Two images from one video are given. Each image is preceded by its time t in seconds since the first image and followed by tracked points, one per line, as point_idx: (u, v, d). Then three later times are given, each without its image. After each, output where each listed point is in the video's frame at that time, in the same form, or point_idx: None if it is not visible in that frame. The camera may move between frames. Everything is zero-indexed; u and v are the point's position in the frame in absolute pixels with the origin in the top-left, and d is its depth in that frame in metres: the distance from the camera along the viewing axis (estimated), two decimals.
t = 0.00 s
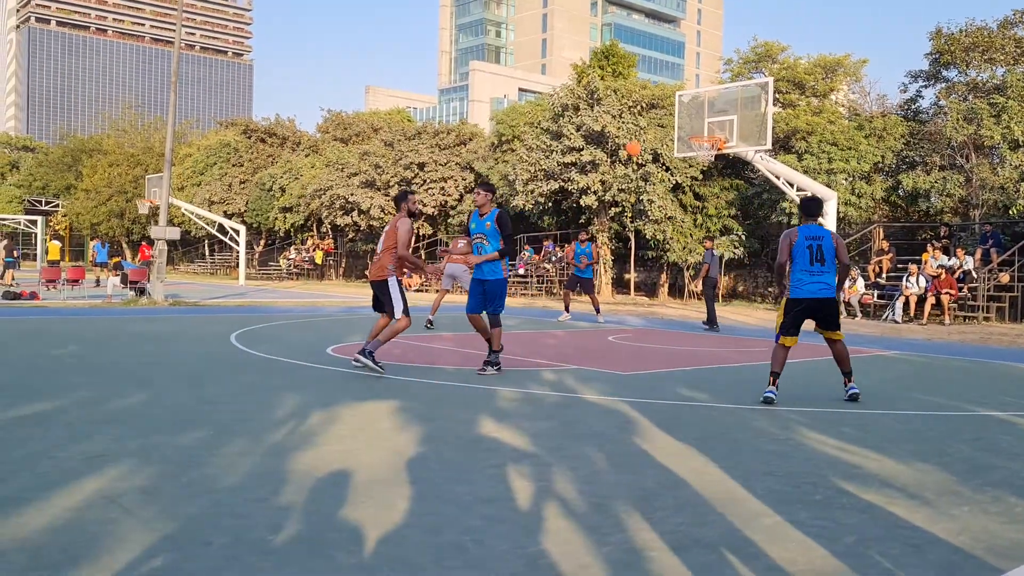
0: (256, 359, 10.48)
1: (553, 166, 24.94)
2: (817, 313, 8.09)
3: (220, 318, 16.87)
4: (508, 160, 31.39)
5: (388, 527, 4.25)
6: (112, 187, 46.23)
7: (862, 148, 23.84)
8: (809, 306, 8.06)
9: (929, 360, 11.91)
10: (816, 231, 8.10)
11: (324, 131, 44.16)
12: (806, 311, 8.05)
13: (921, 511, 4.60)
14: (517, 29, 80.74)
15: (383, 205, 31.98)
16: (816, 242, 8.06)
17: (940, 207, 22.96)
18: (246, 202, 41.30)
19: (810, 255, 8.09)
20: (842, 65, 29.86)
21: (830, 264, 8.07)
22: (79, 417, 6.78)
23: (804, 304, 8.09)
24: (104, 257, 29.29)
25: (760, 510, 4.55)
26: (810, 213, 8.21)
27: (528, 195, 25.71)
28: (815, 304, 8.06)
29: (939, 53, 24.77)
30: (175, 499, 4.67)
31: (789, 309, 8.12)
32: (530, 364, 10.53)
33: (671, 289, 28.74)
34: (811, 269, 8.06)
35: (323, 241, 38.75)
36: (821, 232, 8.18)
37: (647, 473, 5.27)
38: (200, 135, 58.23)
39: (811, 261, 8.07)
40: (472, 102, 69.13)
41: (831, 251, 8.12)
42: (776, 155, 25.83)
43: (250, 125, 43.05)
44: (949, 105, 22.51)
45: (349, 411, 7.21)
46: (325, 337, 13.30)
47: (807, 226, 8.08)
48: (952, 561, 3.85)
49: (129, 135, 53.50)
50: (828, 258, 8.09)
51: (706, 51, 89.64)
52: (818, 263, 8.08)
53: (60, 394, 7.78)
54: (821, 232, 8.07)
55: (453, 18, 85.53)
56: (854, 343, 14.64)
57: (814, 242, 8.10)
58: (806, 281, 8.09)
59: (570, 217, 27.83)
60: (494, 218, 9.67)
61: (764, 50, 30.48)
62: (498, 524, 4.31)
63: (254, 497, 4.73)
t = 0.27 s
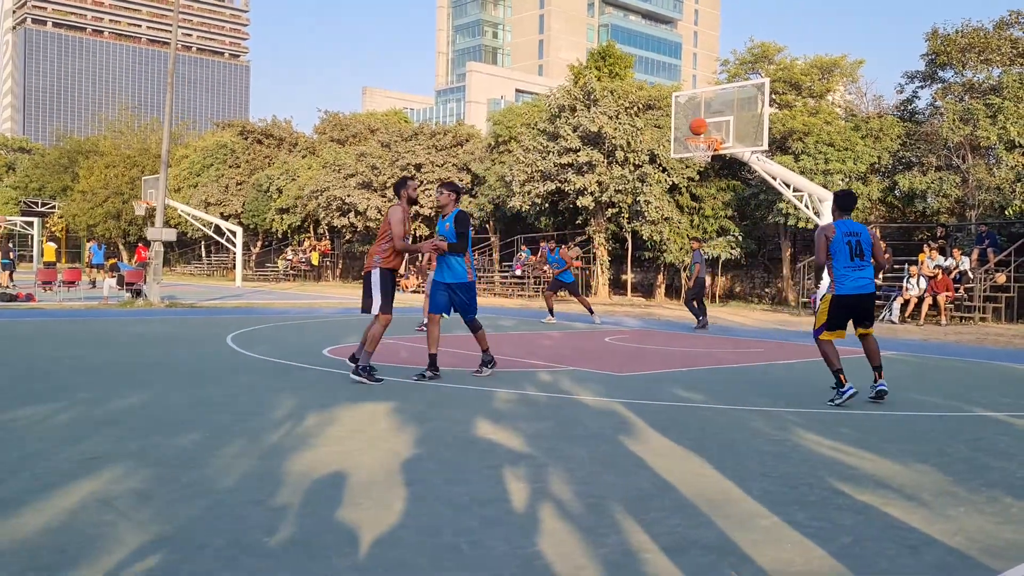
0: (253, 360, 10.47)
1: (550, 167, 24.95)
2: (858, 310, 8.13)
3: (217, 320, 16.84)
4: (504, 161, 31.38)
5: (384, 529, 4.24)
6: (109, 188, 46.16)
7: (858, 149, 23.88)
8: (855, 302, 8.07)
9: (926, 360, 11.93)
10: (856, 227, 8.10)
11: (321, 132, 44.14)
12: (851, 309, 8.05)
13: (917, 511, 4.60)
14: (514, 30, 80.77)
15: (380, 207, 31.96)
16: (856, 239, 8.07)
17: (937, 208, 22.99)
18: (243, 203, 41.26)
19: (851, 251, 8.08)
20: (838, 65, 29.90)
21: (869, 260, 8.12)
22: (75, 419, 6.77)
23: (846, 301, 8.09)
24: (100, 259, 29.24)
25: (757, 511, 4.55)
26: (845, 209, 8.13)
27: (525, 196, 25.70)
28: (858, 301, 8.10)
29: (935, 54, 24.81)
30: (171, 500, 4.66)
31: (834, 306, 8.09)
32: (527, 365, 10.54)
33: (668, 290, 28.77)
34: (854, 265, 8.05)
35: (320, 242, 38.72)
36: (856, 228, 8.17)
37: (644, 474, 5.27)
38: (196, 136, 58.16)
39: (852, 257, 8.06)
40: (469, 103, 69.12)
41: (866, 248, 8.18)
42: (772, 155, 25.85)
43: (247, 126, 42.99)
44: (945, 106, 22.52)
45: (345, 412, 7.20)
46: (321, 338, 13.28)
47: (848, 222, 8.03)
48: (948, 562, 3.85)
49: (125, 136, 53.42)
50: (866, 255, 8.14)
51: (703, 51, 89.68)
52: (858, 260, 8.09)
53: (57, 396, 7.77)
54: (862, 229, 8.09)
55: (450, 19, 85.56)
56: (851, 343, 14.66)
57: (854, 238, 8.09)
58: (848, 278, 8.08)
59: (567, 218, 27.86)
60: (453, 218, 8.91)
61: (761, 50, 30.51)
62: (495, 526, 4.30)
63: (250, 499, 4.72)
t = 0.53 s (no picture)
0: (236, 364, 10.40)
1: (536, 169, 24.96)
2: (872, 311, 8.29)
3: (200, 323, 16.74)
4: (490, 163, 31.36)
5: (365, 534, 4.21)
6: (92, 191, 45.82)
7: (842, 151, 24.03)
8: (875, 303, 8.19)
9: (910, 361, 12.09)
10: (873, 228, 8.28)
11: (307, 134, 44.00)
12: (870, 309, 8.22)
13: (898, 513, 4.61)
14: (501, 32, 80.80)
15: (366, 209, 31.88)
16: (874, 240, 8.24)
17: (920, 210, 23.14)
18: (228, 205, 41.07)
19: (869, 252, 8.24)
20: (822, 68, 30.07)
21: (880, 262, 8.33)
22: (55, 424, 6.70)
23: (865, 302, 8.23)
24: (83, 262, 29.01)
25: (740, 514, 4.55)
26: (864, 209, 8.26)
27: (511, 198, 25.68)
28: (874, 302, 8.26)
29: (917, 57, 24.98)
30: (149, 506, 4.61)
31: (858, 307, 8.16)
32: (512, 367, 10.52)
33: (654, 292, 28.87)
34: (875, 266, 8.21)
35: (305, 244, 38.59)
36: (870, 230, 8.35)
37: (627, 477, 5.26)
38: (181, 138, 57.85)
39: (870, 258, 8.20)
40: (455, 105, 69.08)
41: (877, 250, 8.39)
42: (757, 157, 25.97)
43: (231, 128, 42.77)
44: (928, 109, 22.57)
45: (328, 416, 7.16)
46: (306, 341, 13.20)
47: (870, 222, 8.16)
48: (929, 564, 3.86)
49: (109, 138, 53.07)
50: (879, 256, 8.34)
51: (688, 54, 90.03)
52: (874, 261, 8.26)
53: (36, 401, 7.69)
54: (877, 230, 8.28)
55: (436, 21, 85.49)
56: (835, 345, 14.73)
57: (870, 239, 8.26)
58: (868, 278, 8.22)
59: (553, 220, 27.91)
60: (421, 216, 8.71)
61: (745, 53, 30.63)
62: (477, 530, 4.28)
63: (231, 504, 4.68)
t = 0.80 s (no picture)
0: (228, 365, 10.40)
1: (528, 170, 25.00)
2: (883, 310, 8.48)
3: (192, 325, 16.70)
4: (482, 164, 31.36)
5: (357, 535, 4.21)
6: (82, 192, 45.67)
7: (833, 152, 24.12)
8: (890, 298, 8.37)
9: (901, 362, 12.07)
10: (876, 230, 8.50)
11: (298, 135, 43.96)
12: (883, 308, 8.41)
13: (889, 512, 4.63)
14: (492, 33, 80.84)
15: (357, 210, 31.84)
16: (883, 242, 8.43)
17: (910, 211, 23.17)
18: (219, 206, 40.98)
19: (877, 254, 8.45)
20: (813, 69, 30.17)
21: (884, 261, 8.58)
22: (46, 425, 6.68)
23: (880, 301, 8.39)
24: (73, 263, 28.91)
25: (732, 514, 4.56)
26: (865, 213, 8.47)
27: (502, 199, 25.71)
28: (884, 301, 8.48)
29: (908, 59, 25.08)
30: (141, 508, 4.60)
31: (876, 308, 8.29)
32: (504, 368, 10.53)
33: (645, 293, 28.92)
34: (884, 266, 8.41)
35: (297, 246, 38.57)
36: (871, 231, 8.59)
37: (618, 478, 5.27)
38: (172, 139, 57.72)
39: (879, 258, 8.41)
40: (447, 106, 69.12)
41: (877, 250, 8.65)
42: (748, 159, 26.06)
43: (222, 129, 42.68)
44: (918, 109, 22.78)
45: (320, 417, 7.15)
46: (297, 342, 13.19)
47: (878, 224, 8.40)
48: (921, 563, 3.87)
49: (99, 139, 52.86)
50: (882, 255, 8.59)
51: (680, 56, 90.29)
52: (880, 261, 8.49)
53: (26, 403, 7.66)
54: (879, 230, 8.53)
55: (428, 22, 85.53)
56: (826, 345, 14.77)
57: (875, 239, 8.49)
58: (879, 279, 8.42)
59: (545, 220, 27.97)
60: (399, 216, 8.42)
61: (737, 54, 30.71)
62: (469, 531, 4.28)
63: (222, 505, 4.67)
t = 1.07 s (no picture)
0: (225, 366, 10.39)
1: (524, 171, 25.01)
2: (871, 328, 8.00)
3: (188, 325, 16.69)
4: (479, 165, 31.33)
5: (356, 535, 4.21)
6: (77, 193, 45.62)
7: (829, 153, 24.15)
8: (884, 321, 7.89)
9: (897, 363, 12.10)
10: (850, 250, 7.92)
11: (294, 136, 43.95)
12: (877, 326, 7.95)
13: (887, 512, 4.64)
14: (489, 34, 80.87)
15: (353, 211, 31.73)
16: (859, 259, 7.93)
17: (906, 212, 23.12)
18: (215, 207, 40.94)
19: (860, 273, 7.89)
20: (809, 70, 30.25)
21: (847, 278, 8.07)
22: (44, 426, 6.67)
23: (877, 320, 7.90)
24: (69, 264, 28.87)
25: (731, 514, 4.56)
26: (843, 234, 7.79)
27: (499, 200, 25.73)
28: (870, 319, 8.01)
29: (904, 60, 25.09)
30: (140, 508, 4.60)
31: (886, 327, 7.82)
32: (502, 369, 10.53)
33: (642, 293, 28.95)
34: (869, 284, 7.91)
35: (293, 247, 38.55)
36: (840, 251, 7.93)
37: (617, 478, 5.28)
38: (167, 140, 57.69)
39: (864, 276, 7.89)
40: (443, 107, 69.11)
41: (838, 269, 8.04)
42: (744, 159, 26.09)
43: (218, 130, 42.64)
44: (914, 111, 22.82)
45: (318, 418, 7.15)
46: (294, 343, 13.18)
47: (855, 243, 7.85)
48: (920, 563, 3.88)
49: (95, 139, 52.77)
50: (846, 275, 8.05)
51: (676, 57, 90.40)
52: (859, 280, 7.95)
53: (24, 403, 7.65)
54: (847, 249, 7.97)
55: (424, 23, 85.55)
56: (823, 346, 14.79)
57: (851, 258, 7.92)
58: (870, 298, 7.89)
59: (541, 221, 27.98)
60: (365, 222, 8.18)
61: (733, 55, 30.76)
62: (469, 531, 4.28)
63: (220, 506, 4.66)
